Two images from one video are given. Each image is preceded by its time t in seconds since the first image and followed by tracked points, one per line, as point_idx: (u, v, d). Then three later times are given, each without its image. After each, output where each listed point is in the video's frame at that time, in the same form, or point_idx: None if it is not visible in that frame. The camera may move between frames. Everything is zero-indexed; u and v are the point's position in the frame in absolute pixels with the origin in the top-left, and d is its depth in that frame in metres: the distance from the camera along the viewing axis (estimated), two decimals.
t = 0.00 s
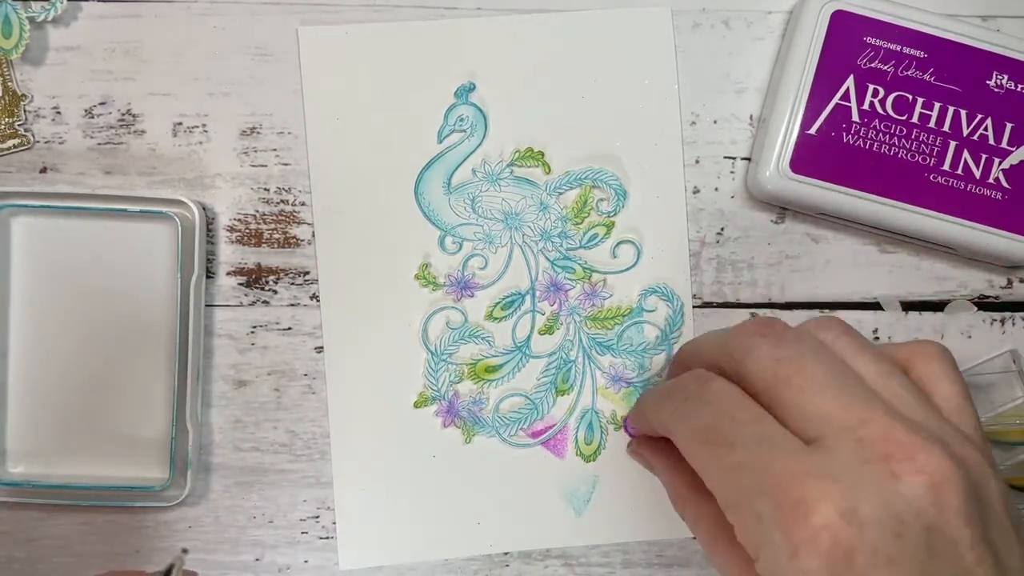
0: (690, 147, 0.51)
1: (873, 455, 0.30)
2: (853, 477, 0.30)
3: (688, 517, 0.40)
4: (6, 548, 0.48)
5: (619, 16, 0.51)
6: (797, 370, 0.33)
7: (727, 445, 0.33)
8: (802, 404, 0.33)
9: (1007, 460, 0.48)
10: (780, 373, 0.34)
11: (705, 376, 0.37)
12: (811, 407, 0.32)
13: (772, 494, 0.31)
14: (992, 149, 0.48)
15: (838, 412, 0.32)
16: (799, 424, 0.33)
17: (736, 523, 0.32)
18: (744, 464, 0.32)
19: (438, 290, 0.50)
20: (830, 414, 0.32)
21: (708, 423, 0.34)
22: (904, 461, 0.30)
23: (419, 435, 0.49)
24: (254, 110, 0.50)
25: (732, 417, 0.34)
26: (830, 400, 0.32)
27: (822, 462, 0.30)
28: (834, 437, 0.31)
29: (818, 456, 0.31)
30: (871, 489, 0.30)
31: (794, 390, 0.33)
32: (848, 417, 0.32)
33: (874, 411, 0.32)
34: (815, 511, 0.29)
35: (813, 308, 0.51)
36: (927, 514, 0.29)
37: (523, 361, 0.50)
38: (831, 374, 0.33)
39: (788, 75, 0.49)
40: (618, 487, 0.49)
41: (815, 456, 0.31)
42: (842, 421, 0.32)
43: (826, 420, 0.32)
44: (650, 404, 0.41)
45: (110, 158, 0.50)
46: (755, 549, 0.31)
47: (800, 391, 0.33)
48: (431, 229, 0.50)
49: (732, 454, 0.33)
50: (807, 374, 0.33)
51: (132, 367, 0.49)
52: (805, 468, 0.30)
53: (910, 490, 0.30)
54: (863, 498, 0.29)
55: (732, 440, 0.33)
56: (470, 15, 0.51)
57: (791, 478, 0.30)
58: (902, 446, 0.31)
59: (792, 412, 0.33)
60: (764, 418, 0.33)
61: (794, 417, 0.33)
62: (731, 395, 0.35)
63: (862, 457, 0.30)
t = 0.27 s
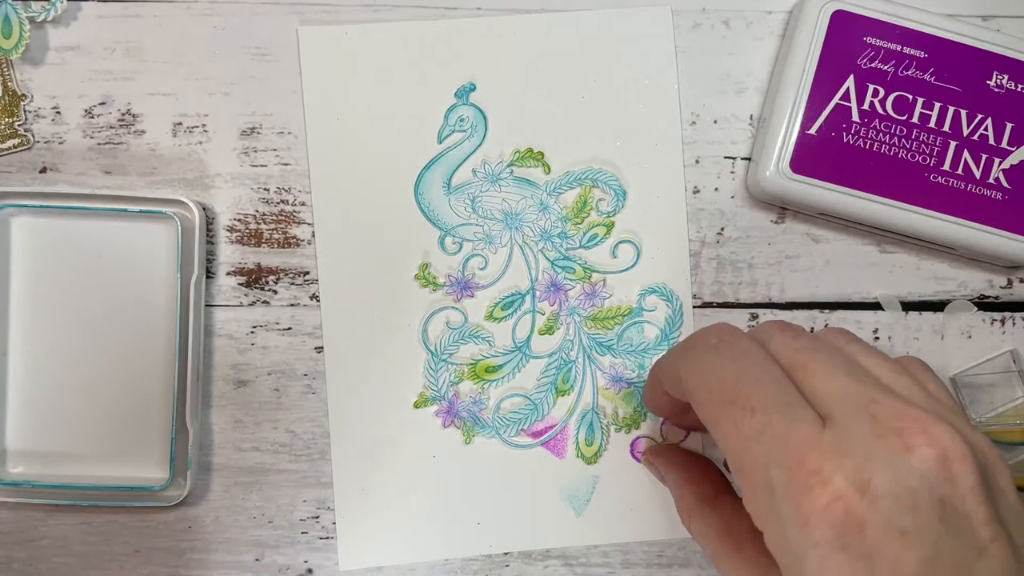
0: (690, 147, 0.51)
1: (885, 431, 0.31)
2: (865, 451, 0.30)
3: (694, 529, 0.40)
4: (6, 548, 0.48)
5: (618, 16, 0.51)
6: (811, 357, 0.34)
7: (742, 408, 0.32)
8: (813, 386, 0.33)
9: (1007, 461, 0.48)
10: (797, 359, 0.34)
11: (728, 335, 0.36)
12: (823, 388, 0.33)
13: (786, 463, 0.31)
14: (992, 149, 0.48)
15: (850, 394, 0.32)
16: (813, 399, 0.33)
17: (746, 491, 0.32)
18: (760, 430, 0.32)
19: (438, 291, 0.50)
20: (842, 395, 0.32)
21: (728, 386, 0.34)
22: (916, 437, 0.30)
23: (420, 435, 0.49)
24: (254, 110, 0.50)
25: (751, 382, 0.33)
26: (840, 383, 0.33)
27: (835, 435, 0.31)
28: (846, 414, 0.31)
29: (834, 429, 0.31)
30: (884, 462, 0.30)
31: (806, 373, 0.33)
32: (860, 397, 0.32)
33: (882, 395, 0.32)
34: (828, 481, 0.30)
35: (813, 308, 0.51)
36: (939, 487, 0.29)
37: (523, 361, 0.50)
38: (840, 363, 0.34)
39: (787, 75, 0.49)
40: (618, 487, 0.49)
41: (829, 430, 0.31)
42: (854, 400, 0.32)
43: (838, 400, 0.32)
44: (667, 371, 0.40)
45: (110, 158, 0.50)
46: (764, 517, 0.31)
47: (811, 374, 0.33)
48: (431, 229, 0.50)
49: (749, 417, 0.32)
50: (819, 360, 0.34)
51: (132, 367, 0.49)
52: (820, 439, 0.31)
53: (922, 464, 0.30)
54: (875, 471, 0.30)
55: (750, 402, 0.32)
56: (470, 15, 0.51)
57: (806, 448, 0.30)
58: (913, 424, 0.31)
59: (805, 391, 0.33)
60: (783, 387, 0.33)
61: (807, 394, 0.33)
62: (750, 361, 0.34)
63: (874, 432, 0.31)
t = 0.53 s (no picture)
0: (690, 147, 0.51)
1: (878, 399, 0.31)
2: (859, 419, 0.30)
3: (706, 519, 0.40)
4: (6, 548, 0.48)
5: (618, 16, 0.51)
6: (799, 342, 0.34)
7: (737, 395, 0.33)
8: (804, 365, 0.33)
9: (1008, 460, 0.48)
10: (784, 345, 0.34)
11: (718, 335, 0.37)
12: (814, 366, 0.33)
13: (783, 436, 0.31)
14: (992, 149, 0.48)
15: (840, 369, 0.33)
16: (803, 378, 0.33)
17: (746, 470, 0.32)
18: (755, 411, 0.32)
19: (445, 294, 0.50)
20: (831, 371, 0.32)
21: (721, 378, 0.34)
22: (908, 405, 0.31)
23: (421, 436, 0.49)
24: (254, 110, 0.50)
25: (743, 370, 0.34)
26: (830, 359, 0.33)
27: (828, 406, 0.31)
28: (837, 387, 0.32)
29: (827, 402, 0.31)
30: (880, 429, 0.30)
31: (795, 354, 0.34)
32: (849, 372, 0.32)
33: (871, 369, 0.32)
34: (825, 449, 0.30)
35: (813, 308, 0.51)
36: (935, 451, 0.30)
37: (528, 367, 0.50)
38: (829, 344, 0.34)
39: (788, 75, 0.49)
40: (618, 488, 0.49)
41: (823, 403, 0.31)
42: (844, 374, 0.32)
43: (829, 374, 0.32)
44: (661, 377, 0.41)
45: (110, 158, 0.50)
46: (765, 494, 0.31)
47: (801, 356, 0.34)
48: (441, 232, 0.50)
49: (743, 400, 0.33)
50: (808, 343, 0.34)
51: (132, 367, 0.49)
52: (815, 411, 0.31)
53: (915, 429, 0.30)
54: (871, 437, 0.30)
55: (744, 389, 0.33)
56: (470, 15, 0.51)
57: (801, 420, 0.31)
58: (905, 391, 0.31)
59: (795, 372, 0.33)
60: (775, 375, 0.33)
61: (799, 373, 0.33)
62: (742, 354, 0.35)
63: (866, 401, 0.31)
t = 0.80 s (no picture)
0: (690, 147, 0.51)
1: (932, 439, 0.31)
2: (912, 460, 0.30)
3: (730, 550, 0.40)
4: (6, 548, 0.48)
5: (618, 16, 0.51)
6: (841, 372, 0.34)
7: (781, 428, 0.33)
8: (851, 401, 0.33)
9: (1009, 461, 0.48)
10: (828, 376, 0.34)
11: (753, 361, 0.37)
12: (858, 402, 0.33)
13: (832, 476, 0.31)
14: (992, 149, 0.48)
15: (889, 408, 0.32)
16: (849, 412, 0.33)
17: (793, 507, 0.32)
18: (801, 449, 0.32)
19: (445, 294, 0.50)
20: (879, 406, 0.33)
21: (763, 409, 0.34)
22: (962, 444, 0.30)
23: (420, 436, 0.49)
24: (254, 110, 0.50)
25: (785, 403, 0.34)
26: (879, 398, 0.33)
27: (880, 445, 0.31)
28: (888, 425, 0.32)
29: (877, 440, 0.31)
30: (934, 470, 0.30)
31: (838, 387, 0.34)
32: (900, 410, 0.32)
33: (921, 403, 0.32)
34: (878, 493, 0.30)
35: (813, 308, 0.51)
36: (991, 492, 0.30)
37: (529, 367, 0.50)
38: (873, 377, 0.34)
39: (788, 75, 0.49)
40: (618, 488, 0.49)
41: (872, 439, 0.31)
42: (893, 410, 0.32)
43: (878, 412, 0.32)
44: (694, 402, 0.41)
45: (110, 158, 0.50)
46: (816, 534, 0.31)
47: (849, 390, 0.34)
48: (442, 232, 0.50)
49: (790, 435, 0.33)
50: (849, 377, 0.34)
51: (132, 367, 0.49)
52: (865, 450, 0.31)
53: (974, 471, 0.30)
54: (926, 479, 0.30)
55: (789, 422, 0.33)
56: (470, 15, 0.51)
57: (852, 460, 0.31)
58: (958, 430, 0.31)
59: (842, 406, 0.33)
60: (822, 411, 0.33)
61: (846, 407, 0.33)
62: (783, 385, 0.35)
63: (921, 440, 0.31)
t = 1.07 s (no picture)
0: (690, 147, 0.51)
1: (876, 408, 0.31)
2: (856, 428, 0.30)
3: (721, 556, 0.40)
4: (6, 548, 0.48)
5: (618, 16, 0.51)
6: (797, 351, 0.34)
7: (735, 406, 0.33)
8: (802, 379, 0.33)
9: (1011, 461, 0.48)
10: (783, 355, 0.34)
11: (716, 346, 0.37)
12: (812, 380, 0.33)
13: (780, 447, 0.31)
14: (992, 149, 0.48)
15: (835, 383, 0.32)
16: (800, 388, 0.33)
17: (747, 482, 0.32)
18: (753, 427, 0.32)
19: (445, 294, 0.50)
20: (829, 381, 0.33)
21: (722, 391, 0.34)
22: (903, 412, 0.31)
23: (421, 436, 0.49)
24: (254, 110, 0.50)
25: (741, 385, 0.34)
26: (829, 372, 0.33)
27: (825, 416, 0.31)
28: (836, 397, 0.32)
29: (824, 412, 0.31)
30: (878, 437, 0.30)
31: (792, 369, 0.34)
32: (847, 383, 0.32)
33: (869, 376, 0.33)
34: (824, 462, 0.30)
35: (813, 308, 0.51)
36: (933, 455, 0.30)
37: (528, 367, 0.50)
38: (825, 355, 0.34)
39: (788, 75, 0.49)
40: (618, 488, 0.49)
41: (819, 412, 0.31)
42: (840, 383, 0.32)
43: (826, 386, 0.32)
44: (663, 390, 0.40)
45: (110, 158, 0.50)
46: (769, 508, 0.31)
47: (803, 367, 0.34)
48: (441, 232, 0.50)
49: (743, 412, 0.33)
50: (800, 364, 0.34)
51: (131, 367, 0.49)
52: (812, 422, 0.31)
53: (915, 437, 0.30)
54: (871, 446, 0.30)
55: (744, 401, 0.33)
56: (470, 15, 0.51)
57: (800, 432, 0.30)
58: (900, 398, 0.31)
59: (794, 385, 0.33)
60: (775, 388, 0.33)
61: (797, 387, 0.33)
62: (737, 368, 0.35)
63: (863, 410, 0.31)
